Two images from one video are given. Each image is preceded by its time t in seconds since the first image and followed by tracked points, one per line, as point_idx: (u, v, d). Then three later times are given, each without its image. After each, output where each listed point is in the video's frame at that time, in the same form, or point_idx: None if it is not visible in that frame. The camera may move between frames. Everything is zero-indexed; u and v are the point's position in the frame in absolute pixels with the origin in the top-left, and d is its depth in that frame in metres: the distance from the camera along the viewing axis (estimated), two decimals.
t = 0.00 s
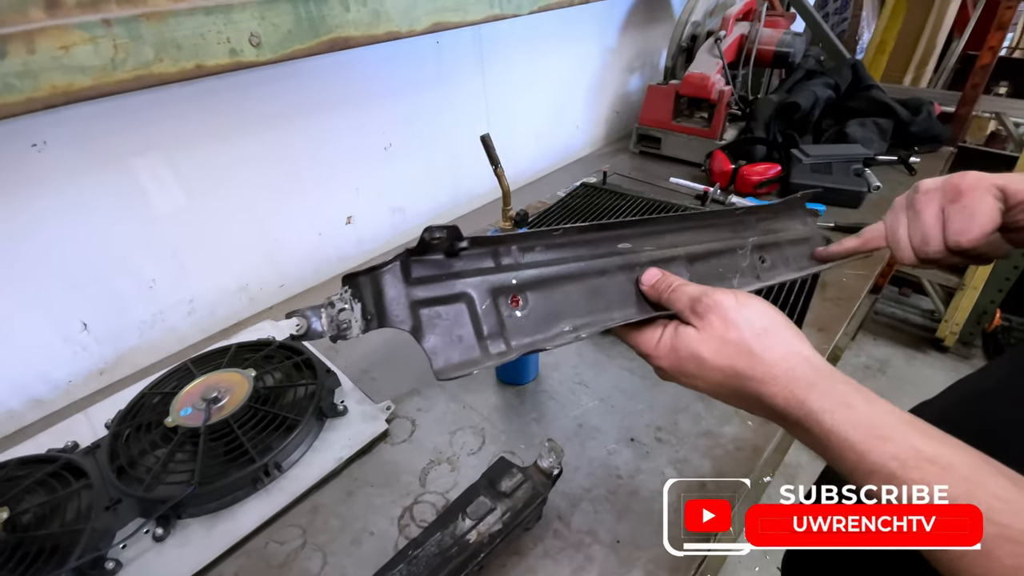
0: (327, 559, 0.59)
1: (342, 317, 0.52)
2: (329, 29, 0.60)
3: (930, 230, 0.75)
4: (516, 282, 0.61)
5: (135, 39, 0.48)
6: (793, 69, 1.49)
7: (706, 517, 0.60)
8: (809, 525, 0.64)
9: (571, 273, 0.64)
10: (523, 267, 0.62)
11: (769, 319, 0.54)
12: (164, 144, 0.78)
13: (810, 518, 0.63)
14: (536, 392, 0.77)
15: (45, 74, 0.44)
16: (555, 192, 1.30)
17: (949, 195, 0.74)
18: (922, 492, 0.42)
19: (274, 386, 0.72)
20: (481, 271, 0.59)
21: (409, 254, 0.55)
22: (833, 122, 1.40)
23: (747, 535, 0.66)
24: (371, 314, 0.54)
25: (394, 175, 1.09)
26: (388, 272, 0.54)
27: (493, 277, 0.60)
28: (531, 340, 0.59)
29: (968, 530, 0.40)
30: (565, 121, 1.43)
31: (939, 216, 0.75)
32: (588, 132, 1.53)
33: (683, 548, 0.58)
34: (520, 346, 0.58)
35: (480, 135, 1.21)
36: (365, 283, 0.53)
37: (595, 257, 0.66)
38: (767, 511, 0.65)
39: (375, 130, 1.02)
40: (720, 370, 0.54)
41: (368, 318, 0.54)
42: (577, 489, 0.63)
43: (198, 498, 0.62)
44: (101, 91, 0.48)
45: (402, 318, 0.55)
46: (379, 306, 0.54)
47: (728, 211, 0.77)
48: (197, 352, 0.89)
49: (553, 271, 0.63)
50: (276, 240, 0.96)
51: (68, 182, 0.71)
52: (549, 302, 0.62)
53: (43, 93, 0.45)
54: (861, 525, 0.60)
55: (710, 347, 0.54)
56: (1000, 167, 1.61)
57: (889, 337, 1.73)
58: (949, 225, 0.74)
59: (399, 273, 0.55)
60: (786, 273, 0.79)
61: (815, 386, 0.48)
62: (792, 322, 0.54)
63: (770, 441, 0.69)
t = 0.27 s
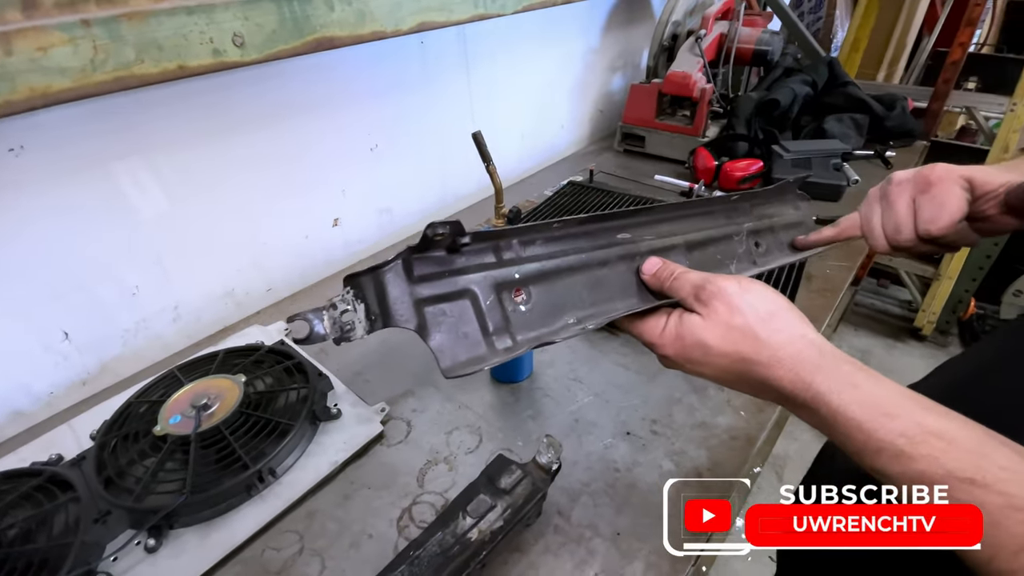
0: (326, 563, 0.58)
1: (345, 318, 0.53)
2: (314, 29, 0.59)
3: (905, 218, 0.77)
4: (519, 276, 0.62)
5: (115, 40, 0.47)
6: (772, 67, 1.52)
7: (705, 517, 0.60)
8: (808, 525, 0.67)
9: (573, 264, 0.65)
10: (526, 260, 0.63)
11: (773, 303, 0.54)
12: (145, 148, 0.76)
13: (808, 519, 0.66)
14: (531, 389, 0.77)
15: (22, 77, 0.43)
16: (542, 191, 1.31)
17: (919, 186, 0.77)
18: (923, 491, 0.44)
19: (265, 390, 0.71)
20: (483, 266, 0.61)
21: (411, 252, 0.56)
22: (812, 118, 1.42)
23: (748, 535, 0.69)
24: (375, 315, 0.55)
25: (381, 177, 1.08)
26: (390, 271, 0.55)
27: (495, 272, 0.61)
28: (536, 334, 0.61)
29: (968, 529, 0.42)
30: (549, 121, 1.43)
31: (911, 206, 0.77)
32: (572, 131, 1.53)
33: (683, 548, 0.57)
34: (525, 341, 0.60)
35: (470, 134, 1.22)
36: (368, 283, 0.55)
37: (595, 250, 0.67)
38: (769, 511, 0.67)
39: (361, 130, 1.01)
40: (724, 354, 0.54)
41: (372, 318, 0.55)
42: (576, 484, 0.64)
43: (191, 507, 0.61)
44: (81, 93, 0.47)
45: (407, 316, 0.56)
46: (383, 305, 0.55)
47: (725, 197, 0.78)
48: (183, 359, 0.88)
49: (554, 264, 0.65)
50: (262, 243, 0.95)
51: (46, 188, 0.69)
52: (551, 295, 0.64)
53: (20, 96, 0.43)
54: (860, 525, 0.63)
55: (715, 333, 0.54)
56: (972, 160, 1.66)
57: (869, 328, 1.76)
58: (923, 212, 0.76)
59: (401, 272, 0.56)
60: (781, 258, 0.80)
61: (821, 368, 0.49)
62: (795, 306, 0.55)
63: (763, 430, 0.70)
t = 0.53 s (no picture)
0: (319, 571, 0.57)
1: (333, 326, 0.53)
2: (300, 30, 0.58)
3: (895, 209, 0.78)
4: (512, 280, 0.62)
5: (96, 43, 0.46)
6: (760, 66, 1.53)
7: (705, 516, 0.60)
8: (808, 525, 0.68)
9: (568, 268, 0.65)
10: (520, 263, 0.63)
11: (769, 305, 0.54)
12: (129, 152, 0.75)
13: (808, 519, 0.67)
14: (525, 391, 0.77)
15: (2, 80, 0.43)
16: (533, 191, 1.31)
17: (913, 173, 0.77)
18: (923, 491, 0.43)
19: (254, 397, 0.70)
20: (476, 272, 0.61)
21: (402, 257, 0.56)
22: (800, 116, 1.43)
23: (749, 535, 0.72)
24: (363, 321, 0.54)
25: (371, 179, 1.08)
26: (379, 277, 0.55)
27: (488, 276, 0.61)
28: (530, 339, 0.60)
29: (968, 529, 0.42)
30: (539, 121, 1.43)
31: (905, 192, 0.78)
32: (562, 132, 1.53)
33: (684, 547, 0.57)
34: (519, 346, 0.60)
35: (461, 134, 1.21)
36: (355, 290, 0.54)
37: (590, 252, 0.67)
38: (770, 511, 0.69)
39: (350, 132, 1.00)
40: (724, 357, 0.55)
41: (362, 326, 0.54)
42: (571, 486, 0.63)
43: (180, 517, 0.60)
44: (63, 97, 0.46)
45: (399, 323, 0.56)
46: (372, 312, 0.55)
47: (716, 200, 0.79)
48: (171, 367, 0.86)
49: (547, 268, 0.64)
50: (251, 248, 0.93)
51: (28, 193, 0.68)
52: (546, 299, 0.63)
53: None
54: (860, 525, 0.63)
55: (714, 336, 0.55)
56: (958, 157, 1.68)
57: (859, 324, 1.77)
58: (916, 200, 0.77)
59: (391, 277, 0.55)
60: (772, 260, 0.81)
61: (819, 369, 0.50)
62: (791, 308, 0.55)
63: (757, 428, 0.70)
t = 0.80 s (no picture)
0: (312, 567, 0.57)
1: (349, 292, 0.48)
2: (296, 17, 0.53)
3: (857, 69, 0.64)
4: (530, 264, 0.60)
5: (89, 31, 0.42)
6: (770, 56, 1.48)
7: (706, 516, 0.58)
8: (809, 525, 0.66)
9: (586, 256, 0.63)
10: (538, 247, 0.61)
11: (791, 310, 0.56)
12: (126, 141, 0.74)
13: (807, 519, 0.66)
14: (523, 387, 0.76)
15: None
16: (537, 184, 1.29)
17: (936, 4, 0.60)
18: (923, 491, 0.45)
19: (251, 391, 0.70)
20: (495, 250, 0.58)
21: (423, 226, 0.52)
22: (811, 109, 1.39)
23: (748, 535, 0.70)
24: (381, 291, 0.51)
25: (372, 170, 1.06)
26: (399, 248, 0.51)
27: (506, 258, 0.59)
28: (544, 325, 0.58)
29: (968, 529, 0.43)
30: (544, 112, 1.41)
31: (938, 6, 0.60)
32: (568, 123, 1.51)
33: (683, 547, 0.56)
34: (533, 331, 0.57)
35: (458, 126, 1.19)
36: (378, 257, 0.50)
37: (607, 240, 0.65)
38: (770, 511, 0.67)
39: (350, 122, 0.99)
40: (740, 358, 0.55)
41: (378, 295, 0.51)
42: (568, 485, 0.62)
43: (174, 510, 0.60)
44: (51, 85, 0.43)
45: (415, 297, 0.53)
46: (390, 282, 0.52)
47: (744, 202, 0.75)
48: (169, 358, 0.86)
49: (566, 255, 0.62)
50: (250, 239, 0.93)
51: (25, 184, 0.68)
52: (562, 285, 0.61)
53: None
54: (860, 524, 0.64)
55: (734, 338, 0.55)
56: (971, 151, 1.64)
57: (866, 320, 1.74)
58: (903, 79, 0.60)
59: (411, 249, 0.52)
60: (793, 268, 0.79)
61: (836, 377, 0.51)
62: (811, 314, 0.57)
63: (758, 428, 0.69)
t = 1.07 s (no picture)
0: (314, 558, 0.57)
1: (357, 268, 0.46)
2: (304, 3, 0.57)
3: (687, 161, 0.71)
4: (551, 247, 0.56)
5: (97, 16, 0.45)
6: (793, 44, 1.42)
7: (705, 516, 0.58)
8: (809, 525, 0.65)
9: (611, 240, 0.59)
10: (560, 229, 0.57)
11: (830, 313, 0.54)
12: (134, 127, 0.74)
13: (807, 518, 0.65)
14: (529, 382, 0.75)
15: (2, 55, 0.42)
16: (548, 174, 1.27)
17: (715, 118, 0.71)
18: (923, 491, 0.48)
19: (257, 379, 0.70)
20: (513, 232, 0.54)
21: (438, 204, 0.50)
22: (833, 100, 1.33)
23: (747, 535, 0.66)
24: (392, 269, 0.48)
25: (382, 157, 1.05)
26: (412, 223, 0.49)
27: (526, 239, 0.55)
28: (562, 314, 0.54)
29: (968, 529, 0.47)
30: (558, 100, 1.39)
31: (716, 117, 0.72)
32: (582, 111, 1.48)
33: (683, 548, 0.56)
34: (548, 320, 0.54)
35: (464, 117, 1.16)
36: (390, 234, 0.48)
37: (635, 225, 0.61)
38: (769, 510, 0.65)
39: (361, 109, 0.98)
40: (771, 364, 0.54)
41: (387, 272, 0.48)
42: (571, 483, 0.62)
43: (180, 497, 0.60)
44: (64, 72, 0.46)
45: (426, 277, 0.50)
46: (400, 260, 0.49)
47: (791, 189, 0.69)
48: (179, 344, 0.87)
49: (591, 239, 0.58)
50: (259, 226, 0.93)
51: (37, 171, 0.68)
52: (582, 271, 0.58)
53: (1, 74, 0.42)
54: (859, 524, 0.64)
55: (764, 341, 0.54)
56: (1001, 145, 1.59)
57: (883, 317, 1.70)
58: (780, 126, 0.66)
59: (424, 226, 0.50)
60: (834, 266, 0.75)
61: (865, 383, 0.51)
62: (847, 315, 0.55)
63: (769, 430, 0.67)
